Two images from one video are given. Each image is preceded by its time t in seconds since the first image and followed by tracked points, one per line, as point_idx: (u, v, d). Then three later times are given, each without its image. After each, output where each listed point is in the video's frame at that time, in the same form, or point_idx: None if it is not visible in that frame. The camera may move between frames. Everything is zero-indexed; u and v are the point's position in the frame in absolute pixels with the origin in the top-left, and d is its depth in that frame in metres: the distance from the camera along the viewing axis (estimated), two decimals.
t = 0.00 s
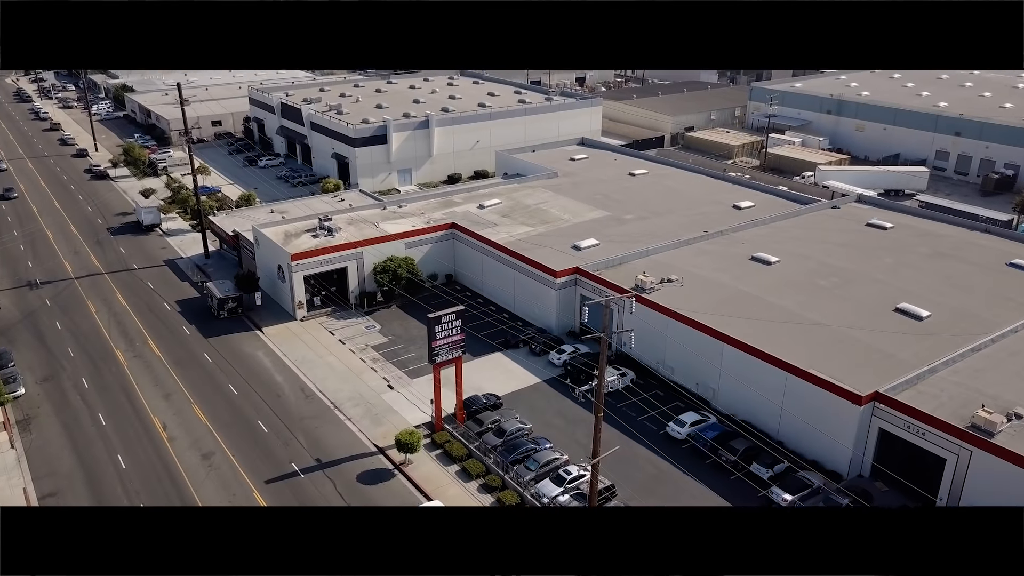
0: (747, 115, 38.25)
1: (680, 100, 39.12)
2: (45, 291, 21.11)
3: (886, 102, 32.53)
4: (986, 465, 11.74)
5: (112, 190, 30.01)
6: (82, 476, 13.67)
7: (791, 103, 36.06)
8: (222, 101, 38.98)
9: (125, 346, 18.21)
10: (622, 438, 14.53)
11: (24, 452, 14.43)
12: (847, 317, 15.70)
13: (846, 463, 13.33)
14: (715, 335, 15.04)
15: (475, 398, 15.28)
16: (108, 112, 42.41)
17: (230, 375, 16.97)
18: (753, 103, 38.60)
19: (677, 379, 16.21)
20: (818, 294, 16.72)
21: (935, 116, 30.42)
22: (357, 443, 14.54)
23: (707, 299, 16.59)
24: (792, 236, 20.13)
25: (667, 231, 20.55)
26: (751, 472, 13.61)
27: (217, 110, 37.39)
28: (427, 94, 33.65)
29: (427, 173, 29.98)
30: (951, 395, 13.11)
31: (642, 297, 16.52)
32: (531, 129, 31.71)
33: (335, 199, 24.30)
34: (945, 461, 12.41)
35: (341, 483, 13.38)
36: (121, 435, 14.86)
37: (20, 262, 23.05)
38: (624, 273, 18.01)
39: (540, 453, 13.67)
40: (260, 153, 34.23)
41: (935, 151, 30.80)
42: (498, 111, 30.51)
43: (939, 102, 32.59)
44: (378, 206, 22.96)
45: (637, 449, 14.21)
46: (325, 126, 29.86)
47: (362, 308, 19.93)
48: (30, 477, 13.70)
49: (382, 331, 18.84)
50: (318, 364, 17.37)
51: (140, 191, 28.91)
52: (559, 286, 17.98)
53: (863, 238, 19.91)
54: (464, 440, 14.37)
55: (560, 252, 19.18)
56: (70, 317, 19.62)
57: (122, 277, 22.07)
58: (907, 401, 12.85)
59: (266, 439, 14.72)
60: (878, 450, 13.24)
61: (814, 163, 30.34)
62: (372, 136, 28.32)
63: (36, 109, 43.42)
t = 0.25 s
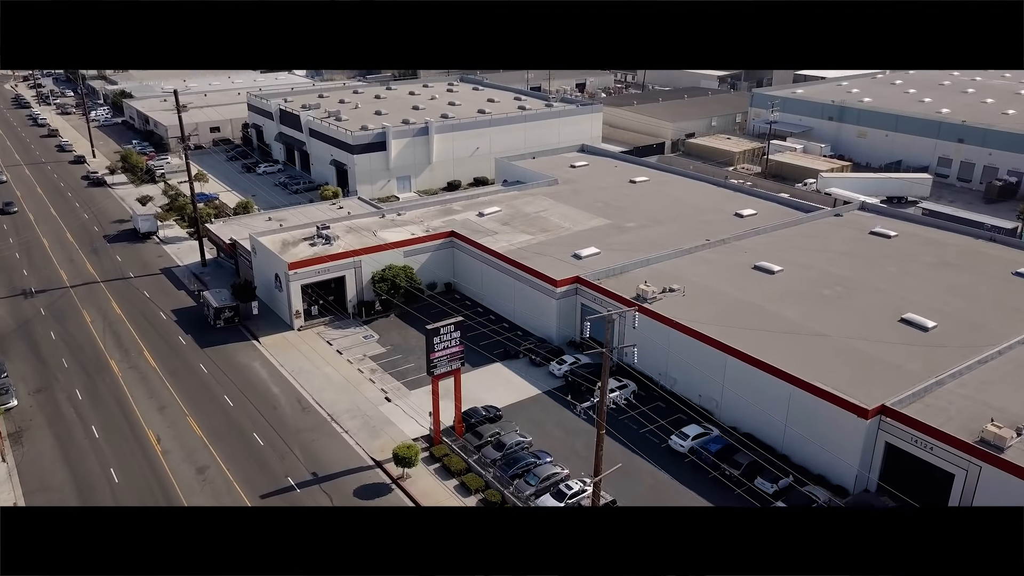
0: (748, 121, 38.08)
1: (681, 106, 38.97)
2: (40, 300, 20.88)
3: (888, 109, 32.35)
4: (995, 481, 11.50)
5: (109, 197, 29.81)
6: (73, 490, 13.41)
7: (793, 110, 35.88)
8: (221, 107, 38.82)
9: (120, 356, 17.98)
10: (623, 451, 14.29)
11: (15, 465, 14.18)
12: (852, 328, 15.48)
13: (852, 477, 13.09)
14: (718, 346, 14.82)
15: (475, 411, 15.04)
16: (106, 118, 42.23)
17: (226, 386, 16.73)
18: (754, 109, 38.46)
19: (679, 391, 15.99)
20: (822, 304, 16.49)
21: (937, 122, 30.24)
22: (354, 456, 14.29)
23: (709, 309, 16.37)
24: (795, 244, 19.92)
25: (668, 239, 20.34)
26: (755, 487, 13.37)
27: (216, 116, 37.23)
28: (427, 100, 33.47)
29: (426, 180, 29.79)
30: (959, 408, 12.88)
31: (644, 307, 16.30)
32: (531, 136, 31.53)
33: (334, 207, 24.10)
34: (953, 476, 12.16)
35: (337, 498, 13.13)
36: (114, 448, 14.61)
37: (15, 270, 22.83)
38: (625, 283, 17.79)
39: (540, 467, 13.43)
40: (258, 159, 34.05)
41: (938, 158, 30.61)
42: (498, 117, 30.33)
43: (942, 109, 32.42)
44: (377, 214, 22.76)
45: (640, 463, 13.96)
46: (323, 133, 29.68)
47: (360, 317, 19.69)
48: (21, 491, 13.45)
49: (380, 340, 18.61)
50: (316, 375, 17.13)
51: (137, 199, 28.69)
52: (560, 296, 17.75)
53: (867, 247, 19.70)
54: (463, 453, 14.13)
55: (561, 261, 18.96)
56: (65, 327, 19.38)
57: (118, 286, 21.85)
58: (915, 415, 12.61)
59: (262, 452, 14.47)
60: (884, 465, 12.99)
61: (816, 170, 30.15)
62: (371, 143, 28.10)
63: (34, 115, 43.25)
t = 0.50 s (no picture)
0: (749, 130, 37.91)
1: (682, 114, 38.83)
2: (35, 311, 20.66)
3: (890, 117, 32.20)
4: (1006, 500, 11.24)
5: (106, 206, 29.61)
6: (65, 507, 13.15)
7: (794, 118, 35.73)
8: (220, 115, 38.68)
9: (114, 369, 17.72)
10: (625, 467, 14.03)
11: (6, 481, 13.92)
12: (857, 341, 15.25)
13: (858, 494, 12.83)
14: (722, 360, 14.58)
15: (474, 425, 14.80)
16: (105, 127, 42.07)
17: (222, 400, 16.48)
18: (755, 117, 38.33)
19: (682, 404, 15.74)
20: (826, 316, 16.25)
21: (940, 131, 30.07)
22: (351, 472, 14.03)
23: (712, 322, 16.14)
24: (798, 255, 19.71)
25: (670, 249, 20.12)
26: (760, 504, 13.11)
27: (215, 125, 37.08)
28: (426, 109, 33.32)
29: (426, 189, 29.60)
30: (967, 424, 12.64)
31: (646, 319, 16.06)
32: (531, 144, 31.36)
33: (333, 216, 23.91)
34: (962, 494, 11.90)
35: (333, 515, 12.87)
36: (107, 464, 14.36)
37: (10, 281, 22.62)
38: (626, 294, 17.57)
39: (540, 484, 13.17)
40: (257, 168, 33.87)
41: (941, 167, 30.43)
42: (497, 126, 30.17)
43: (944, 117, 32.27)
44: (375, 224, 22.55)
45: (642, 479, 13.69)
46: (322, 142, 29.51)
47: (358, 329, 19.46)
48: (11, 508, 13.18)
49: (378, 352, 18.37)
50: (313, 388, 16.88)
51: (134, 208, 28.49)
52: (560, 308, 17.53)
53: (871, 257, 19.49)
54: (462, 469, 13.89)
55: (561, 272, 18.74)
56: (59, 338, 19.15)
57: (113, 297, 21.63)
58: (922, 431, 12.36)
59: (257, 467, 14.21)
60: (891, 481, 12.74)
61: (818, 179, 29.97)
62: (370, 152, 27.90)
63: (32, 123, 43.12)
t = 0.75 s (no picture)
0: (750, 138, 37.76)
1: (683, 123, 38.69)
2: (29, 322, 20.42)
3: (892, 126, 32.03)
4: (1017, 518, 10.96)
5: (104, 215, 29.42)
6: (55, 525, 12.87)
7: (796, 127, 35.58)
8: (219, 124, 38.53)
9: (109, 383, 17.47)
10: (627, 483, 13.76)
11: None
12: (863, 354, 15.01)
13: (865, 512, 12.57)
14: (725, 373, 14.35)
15: (473, 440, 14.55)
16: (104, 135, 41.94)
17: (218, 414, 16.22)
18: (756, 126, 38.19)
19: (684, 418, 15.51)
20: (830, 329, 16.01)
21: (942, 140, 29.90)
22: (348, 488, 13.77)
23: (715, 335, 15.91)
24: (801, 266, 19.50)
25: (672, 260, 19.91)
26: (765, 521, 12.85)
27: (214, 133, 36.92)
28: (426, 118, 33.17)
29: (425, 198, 29.40)
30: (976, 440, 12.39)
31: (647, 332, 15.83)
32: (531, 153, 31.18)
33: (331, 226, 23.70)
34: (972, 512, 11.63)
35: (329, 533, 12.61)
36: (99, 480, 14.09)
37: (5, 291, 22.39)
38: (628, 306, 17.34)
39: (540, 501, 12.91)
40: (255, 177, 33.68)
41: (943, 176, 30.24)
42: (497, 135, 29.99)
43: (946, 126, 32.11)
44: (374, 234, 22.34)
45: (644, 495, 13.43)
46: (321, 151, 29.32)
47: (356, 340, 19.22)
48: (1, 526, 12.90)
49: (376, 364, 18.13)
50: (310, 401, 16.63)
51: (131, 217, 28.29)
52: (560, 319, 17.30)
53: (875, 268, 19.28)
54: (460, 485, 13.63)
55: (562, 283, 18.53)
56: (53, 351, 18.90)
57: (109, 307, 21.40)
58: (930, 447, 12.11)
59: (252, 484, 13.95)
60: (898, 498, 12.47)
61: (820, 188, 29.77)
62: (368, 161, 27.70)
63: (31, 131, 42.97)
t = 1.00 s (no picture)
0: (751, 147, 37.60)
1: (683, 132, 38.54)
2: (23, 334, 20.18)
3: (893, 135, 31.88)
4: None
5: (101, 225, 29.20)
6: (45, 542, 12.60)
7: (797, 136, 35.43)
8: (218, 133, 38.37)
9: (103, 396, 17.20)
10: (629, 499, 13.50)
11: None
12: (868, 368, 14.78)
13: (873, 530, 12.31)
14: (728, 387, 14.11)
15: (472, 456, 14.30)
16: (102, 144, 41.77)
17: (213, 428, 15.95)
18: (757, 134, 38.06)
19: (687, 433, 15.26)
20: (834, 342, 15.78)
21: (944, 149, 29.73)
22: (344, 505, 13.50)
23: (718, 348, 15.67)
24: (804, 277, 19.28)
25: (673, 271, 19.69)
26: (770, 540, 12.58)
27: (213, 142, 36.75)
28: (425, 127, 33.03)
29: (424, 208, 29.20)
30: (986, 457, 12.14)
31: (649, 345, 15.60)
32: (531, 163, 31.03)
33: (329, 236, 23.49)
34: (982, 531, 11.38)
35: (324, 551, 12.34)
36: (91, 496, 13.81)
37: None
38: (629, 318, 17.12)
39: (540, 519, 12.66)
40: (254, 186, 33.49)
41: (946, 185, 30.06)
42: (497, 144, 29.82)
43: (948, 135, 31.98)
44: (372, 245, 22.13)
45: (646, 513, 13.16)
46: (320, 160, 29.13)
47: (354, 353, 18.97)
48: None
49: (374, 377, 17.88)
50: (306, 415, 16.37)
51: (128, 227, 28.06)
52: (561, 331, 17.05)
53: (879, 279, 19.06)
54: (458, 502, 13.38)
55: (562, 294, 18.31)
56: (47, 364, 18.63)
57: (104, 319, 21.15)
58: (939, 465, 11.86)
59: (247, 500, 13.67)
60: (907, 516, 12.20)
61: (822, 198, 29.57)
62: (368, 171, 27.50)
63: (28, 140, 42.80)
